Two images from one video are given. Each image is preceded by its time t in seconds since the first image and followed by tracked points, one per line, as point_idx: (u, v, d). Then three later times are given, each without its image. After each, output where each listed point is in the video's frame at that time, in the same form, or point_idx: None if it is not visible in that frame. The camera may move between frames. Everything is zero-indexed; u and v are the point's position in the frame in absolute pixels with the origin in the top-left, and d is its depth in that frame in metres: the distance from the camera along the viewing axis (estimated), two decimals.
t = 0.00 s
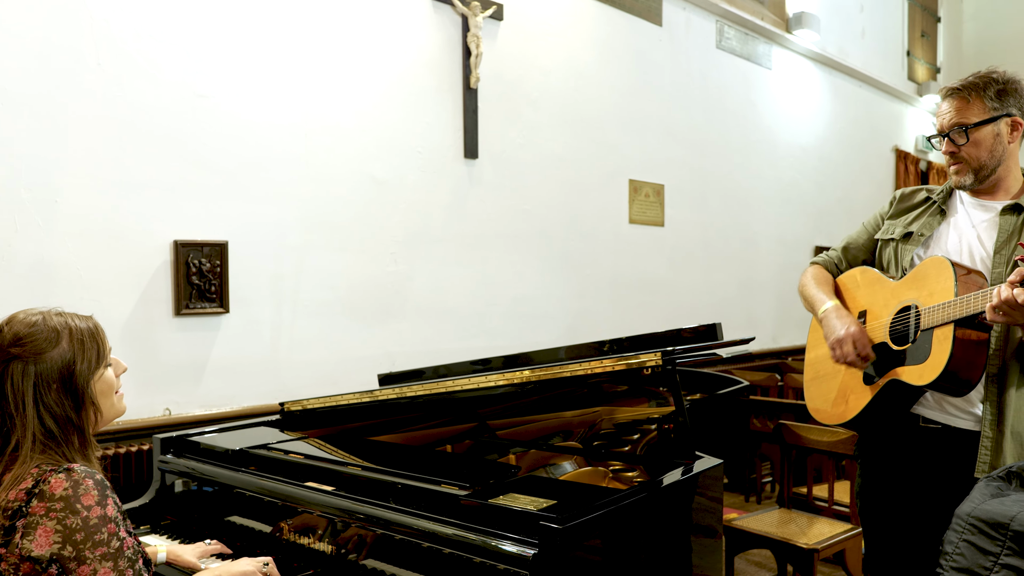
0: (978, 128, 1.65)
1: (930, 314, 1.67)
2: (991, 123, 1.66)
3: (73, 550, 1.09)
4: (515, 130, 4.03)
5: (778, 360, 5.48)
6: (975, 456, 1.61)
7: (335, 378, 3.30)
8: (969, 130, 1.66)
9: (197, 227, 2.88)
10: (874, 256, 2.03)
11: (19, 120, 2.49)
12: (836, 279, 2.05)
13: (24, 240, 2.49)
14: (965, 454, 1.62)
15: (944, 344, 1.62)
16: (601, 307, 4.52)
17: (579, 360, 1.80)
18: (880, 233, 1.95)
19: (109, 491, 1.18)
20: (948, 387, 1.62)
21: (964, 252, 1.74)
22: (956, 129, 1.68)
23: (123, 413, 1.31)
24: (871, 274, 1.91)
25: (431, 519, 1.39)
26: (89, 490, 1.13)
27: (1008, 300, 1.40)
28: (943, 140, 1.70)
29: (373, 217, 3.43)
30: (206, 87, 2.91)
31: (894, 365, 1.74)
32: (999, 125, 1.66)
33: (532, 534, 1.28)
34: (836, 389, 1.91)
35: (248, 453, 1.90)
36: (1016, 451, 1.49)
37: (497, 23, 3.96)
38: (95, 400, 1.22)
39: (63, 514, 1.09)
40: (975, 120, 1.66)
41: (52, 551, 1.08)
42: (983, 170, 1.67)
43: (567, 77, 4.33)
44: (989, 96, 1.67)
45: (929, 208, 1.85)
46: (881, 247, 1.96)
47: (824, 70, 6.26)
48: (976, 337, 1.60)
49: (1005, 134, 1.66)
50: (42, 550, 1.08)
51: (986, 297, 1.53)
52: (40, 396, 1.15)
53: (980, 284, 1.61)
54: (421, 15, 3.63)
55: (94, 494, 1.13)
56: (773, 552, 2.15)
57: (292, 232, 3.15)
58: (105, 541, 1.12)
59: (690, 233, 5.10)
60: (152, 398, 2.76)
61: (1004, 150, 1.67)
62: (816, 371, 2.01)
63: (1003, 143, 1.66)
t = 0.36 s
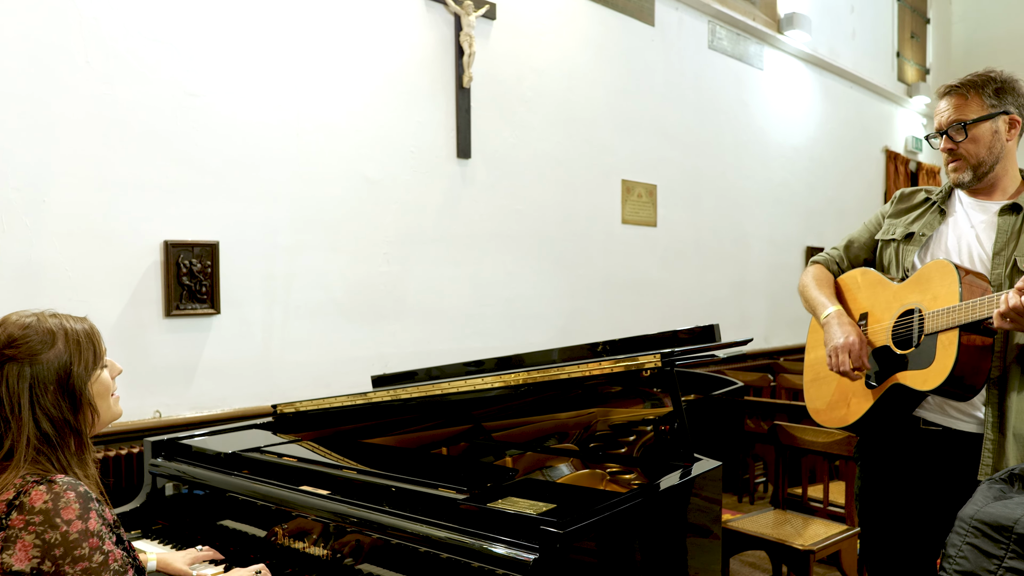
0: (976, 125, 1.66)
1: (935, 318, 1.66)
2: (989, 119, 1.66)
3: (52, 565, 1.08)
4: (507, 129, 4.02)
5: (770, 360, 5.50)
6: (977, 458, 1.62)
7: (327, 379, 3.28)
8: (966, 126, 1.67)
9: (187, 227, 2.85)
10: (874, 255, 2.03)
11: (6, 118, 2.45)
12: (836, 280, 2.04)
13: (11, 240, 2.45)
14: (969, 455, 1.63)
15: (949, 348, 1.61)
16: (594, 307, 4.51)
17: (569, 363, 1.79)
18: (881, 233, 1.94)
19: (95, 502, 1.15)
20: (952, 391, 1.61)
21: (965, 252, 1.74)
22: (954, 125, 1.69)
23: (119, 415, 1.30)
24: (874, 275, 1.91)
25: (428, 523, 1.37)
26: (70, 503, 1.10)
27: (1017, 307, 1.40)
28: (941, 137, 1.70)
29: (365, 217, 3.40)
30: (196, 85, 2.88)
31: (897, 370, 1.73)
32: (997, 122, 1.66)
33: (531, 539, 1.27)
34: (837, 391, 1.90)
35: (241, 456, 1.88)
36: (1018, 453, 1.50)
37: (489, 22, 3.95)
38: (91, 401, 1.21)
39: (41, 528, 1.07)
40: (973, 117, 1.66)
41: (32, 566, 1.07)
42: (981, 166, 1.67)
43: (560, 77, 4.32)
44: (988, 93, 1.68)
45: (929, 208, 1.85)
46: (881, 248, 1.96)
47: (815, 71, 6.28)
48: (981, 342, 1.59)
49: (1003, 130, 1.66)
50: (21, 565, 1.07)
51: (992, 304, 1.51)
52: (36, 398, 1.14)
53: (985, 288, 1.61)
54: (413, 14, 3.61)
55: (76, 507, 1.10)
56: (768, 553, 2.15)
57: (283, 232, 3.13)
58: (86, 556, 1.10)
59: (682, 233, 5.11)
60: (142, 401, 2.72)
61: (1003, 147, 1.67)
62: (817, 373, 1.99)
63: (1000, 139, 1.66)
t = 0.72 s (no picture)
0: (970, 120, 1.65)
1: (930, 318, 1.67)
2: (982, 114, 1.66)
3: None
4: (496, 128, 3.99)
5: (759, 360, 5.51)
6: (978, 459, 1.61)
7: (315, 380, 3.24)
8: (959, 122, 1.66)
9: (173, 225, 2.81)
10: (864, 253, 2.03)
11: None
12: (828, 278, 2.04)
13: None
14: (965, 456, 1.63)
15: (946, 350, 1.62)
16: (584, 307, 4.50)
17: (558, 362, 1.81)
18: (870, 231, 1.94)
19: (90, 517, 1.15)
20: (953, 392, 1.61)
21: (955, 248, 1.75)
22: (947, 121, 1.68)
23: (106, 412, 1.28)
24: (866, 273, 1.91)
25: (420, 525, 1.35)
26: (66, 517, 1.10)
27: (1016, 308, 1.39)
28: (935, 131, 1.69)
29: (354, 215, 3.37)
30: (182, 82, 2.84)
31: (894, 371, 1.74)
32: (989, 117, 1.66)
33: (526, 541, 1.25)
34: (833, 393, 1.91)
35: (228, 458, 1.85)
36: (1018, 450, 1.49)
37: (479, 20, 3.93)
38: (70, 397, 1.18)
39: (36, 543, 1.07)
40: (967, 111, 1.65)
41: None
42: (973, 162, 1.67)
43: (549, 75, 4.30)
44: (980, 87, 1.67)
45: (918, 203, 1.85)
46: (871, 244, 1.96)
47: (803, 71, 6.31)
48: (978, 342, 1.58)
49: (994, 126, 1.66)
50: None
51: (989, 304, 1.52)
52: (10, 398, 1.12)
53: (977, 287, 1.61)
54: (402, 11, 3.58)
55: (72, 522, 1.10)
56: (760, 553, 2.14)
57: (271, 230, 3.09)
58: (83, 570, 1.10)
59: (671, 233, 5.11)
60: (126, 402, 2.68)
61: (994, 142, 1.67)
62: (811, 373, 2.00)
63: (992, 134, 1.66)
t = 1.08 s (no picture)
0: (980, 123, 1.61)
1: (916, 321, 1.68)
2: (986, 117, 1.63)
3: None
4: (480, 126, 3.97)
5: (742, 359, 5.54)
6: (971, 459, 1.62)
7: (297, 380, 3.20)
8: (971, 126, 1.61)
9: (151, 223, 2.75)
10: (847, 253, 2.03)
11: None
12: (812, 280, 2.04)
13: None
14: (963, 461, 1.63)
15: (933, 354, 1.64)
16: (568, 307, 4.50)
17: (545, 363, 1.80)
18: (852, 233, 1.94)
19: (67, 519, 1.16)
20: (941, 395, 1.62)
21: (939, 248, 1.75)
22: (960, 125, 1.61)
23: (70, 413, 1.32)
24: (851, 276, 1.90)
25: (408, 529, 1.33)
26: (40, 520, 1.10)
27: (999, 313, 1.40)
28: (945, 135, 1.63)
29: (336, 214, 3.33)
30: (161, 77, 2.78)
31: (882, 374, 1.76)
32: (990, 119, 1.64)
33: (517, 545, 1.23)
34: (823, 397, 1.89)
35: (209, 460, 1.81)
36: (1012, 449, 1.50)
37: (463, 17, 3.90)
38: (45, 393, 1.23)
39: (10, 547, 1.07)
40: (977, 114, 1.61)
41: None
42: (978, 166, 1.66)
43: (534, 74, 4.29)
44: (981, 87, 1.63)
45: (898, 203, 1.85)
46: (854, 246, 1.96)
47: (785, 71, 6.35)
48: (963, 343, 1.61)
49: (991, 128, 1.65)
50: None
51: (975, 306, 1.54)
52: None
53: (964, 288, 1.62)
54: (386, 7, 3.54)
55: (46, 524, 1.11)
56: (747, 553, 2.14)
57: (252, 229, 3.04)
58: (60, 571, 1.11)
59: (655, 232, 5.12)
60: (104, 403, 2.63)
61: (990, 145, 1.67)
62: (799, 378, 1.97)
63: (990, 137, 1.66)
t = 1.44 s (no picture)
0: (985, 125, 1.61)
1: (907, 324, 1.70)
2: (990, 118, 1.62)
3: None
4: (466, 125, 3.95)
5: (726, 359, 5.57)
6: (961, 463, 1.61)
7: (281, 382, 3.15)
8: (977, 128, 1.61)
9: (131, 222, 2.69)
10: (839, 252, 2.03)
11: None
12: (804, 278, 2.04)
13: None
14: (950, 462, 1.62)
15: (924, 358, 1.65)
16: (554, 307, 4.49)
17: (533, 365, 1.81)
18: (845, 231, 1.95)
19: (41, 531, 1.16)
20: (931, 399, 1.63)
21: (935, 250, 1.75)
22: (966, 127, 1.61)
23: (44, 420, 1.31)
24: (843, 275, 1.91)
25: (400, 535, 1.30)
26: (13, 533, 1.11)
27: (996, 321, 1.41)
28: (951, 138, 1.62)
29: (320, 213, 3.29)
30: (140, 73, 2.73)
31: (871, 376, 1.77)
32: (993, 121, 1.64)
33: (515, 551, 1.21)
34: (811, 397, 1.92)
35: (193, 465, 1.77)
36: (999, 455, 1.50)
37: (448, 16, 3.87)
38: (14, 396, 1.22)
39: None
40: (982, 116, 1.61)
41: None
42: (983, 168, 1.65)
43: (519, 73, 4.27)
44: (984, 88, 1.63)
45: (894, 202, 1.85)
46: (847, 245, 1.97)
47: (768, 72, 6.39)
48: (955, 348, 1.62)
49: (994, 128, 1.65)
50: None
51: (972, 312, 1.54)
52: None
53: (956, 292, 1.63)
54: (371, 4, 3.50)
55: (19, 538, 1.11)
56: (736, 554, 2.14)
57: (235, 228, 2.99)
58: None
59: (640, 232, 5.12)
60: (83, 406, 2.57)
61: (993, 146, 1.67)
62: (789, 375, 2.00)
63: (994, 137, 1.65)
